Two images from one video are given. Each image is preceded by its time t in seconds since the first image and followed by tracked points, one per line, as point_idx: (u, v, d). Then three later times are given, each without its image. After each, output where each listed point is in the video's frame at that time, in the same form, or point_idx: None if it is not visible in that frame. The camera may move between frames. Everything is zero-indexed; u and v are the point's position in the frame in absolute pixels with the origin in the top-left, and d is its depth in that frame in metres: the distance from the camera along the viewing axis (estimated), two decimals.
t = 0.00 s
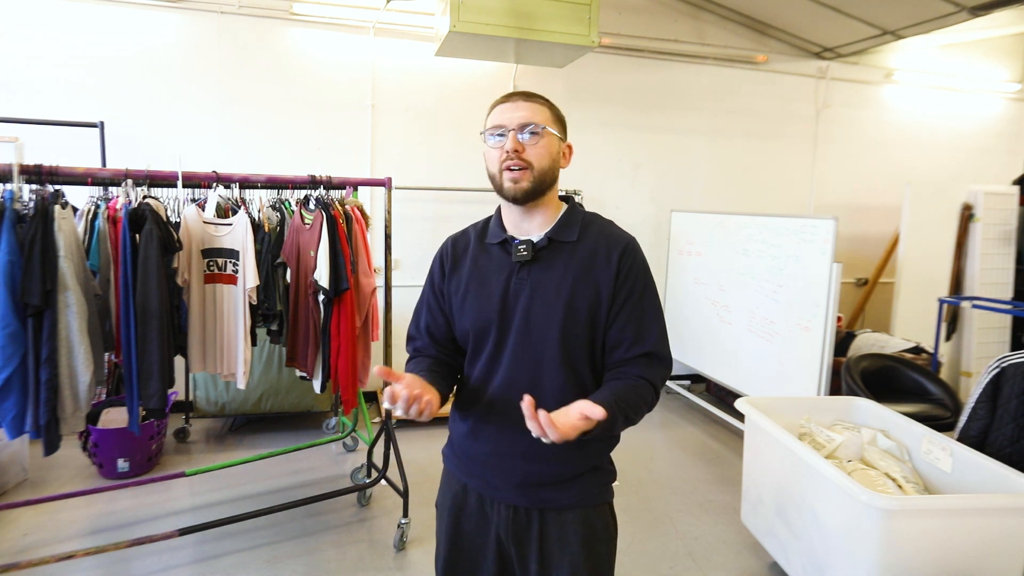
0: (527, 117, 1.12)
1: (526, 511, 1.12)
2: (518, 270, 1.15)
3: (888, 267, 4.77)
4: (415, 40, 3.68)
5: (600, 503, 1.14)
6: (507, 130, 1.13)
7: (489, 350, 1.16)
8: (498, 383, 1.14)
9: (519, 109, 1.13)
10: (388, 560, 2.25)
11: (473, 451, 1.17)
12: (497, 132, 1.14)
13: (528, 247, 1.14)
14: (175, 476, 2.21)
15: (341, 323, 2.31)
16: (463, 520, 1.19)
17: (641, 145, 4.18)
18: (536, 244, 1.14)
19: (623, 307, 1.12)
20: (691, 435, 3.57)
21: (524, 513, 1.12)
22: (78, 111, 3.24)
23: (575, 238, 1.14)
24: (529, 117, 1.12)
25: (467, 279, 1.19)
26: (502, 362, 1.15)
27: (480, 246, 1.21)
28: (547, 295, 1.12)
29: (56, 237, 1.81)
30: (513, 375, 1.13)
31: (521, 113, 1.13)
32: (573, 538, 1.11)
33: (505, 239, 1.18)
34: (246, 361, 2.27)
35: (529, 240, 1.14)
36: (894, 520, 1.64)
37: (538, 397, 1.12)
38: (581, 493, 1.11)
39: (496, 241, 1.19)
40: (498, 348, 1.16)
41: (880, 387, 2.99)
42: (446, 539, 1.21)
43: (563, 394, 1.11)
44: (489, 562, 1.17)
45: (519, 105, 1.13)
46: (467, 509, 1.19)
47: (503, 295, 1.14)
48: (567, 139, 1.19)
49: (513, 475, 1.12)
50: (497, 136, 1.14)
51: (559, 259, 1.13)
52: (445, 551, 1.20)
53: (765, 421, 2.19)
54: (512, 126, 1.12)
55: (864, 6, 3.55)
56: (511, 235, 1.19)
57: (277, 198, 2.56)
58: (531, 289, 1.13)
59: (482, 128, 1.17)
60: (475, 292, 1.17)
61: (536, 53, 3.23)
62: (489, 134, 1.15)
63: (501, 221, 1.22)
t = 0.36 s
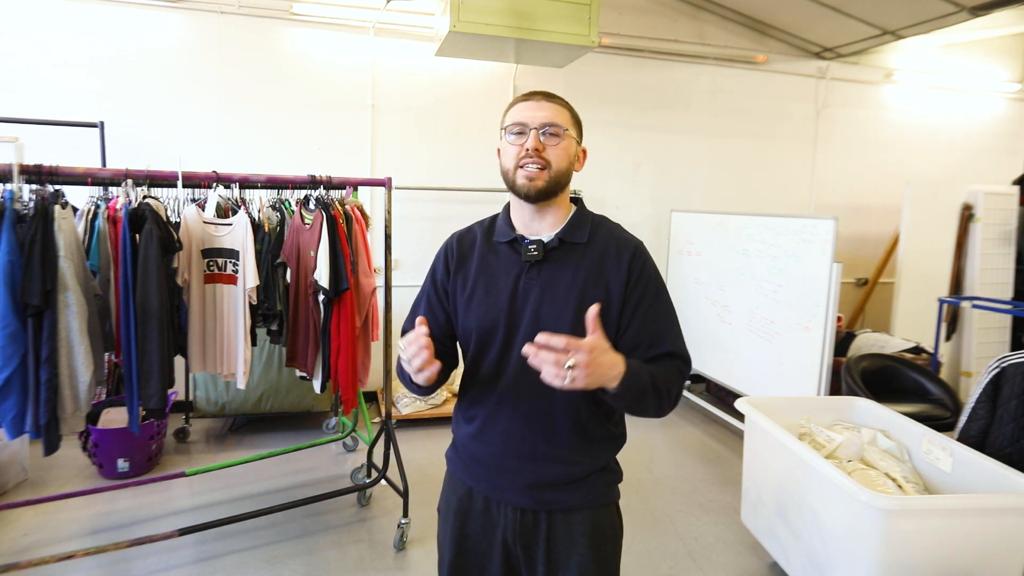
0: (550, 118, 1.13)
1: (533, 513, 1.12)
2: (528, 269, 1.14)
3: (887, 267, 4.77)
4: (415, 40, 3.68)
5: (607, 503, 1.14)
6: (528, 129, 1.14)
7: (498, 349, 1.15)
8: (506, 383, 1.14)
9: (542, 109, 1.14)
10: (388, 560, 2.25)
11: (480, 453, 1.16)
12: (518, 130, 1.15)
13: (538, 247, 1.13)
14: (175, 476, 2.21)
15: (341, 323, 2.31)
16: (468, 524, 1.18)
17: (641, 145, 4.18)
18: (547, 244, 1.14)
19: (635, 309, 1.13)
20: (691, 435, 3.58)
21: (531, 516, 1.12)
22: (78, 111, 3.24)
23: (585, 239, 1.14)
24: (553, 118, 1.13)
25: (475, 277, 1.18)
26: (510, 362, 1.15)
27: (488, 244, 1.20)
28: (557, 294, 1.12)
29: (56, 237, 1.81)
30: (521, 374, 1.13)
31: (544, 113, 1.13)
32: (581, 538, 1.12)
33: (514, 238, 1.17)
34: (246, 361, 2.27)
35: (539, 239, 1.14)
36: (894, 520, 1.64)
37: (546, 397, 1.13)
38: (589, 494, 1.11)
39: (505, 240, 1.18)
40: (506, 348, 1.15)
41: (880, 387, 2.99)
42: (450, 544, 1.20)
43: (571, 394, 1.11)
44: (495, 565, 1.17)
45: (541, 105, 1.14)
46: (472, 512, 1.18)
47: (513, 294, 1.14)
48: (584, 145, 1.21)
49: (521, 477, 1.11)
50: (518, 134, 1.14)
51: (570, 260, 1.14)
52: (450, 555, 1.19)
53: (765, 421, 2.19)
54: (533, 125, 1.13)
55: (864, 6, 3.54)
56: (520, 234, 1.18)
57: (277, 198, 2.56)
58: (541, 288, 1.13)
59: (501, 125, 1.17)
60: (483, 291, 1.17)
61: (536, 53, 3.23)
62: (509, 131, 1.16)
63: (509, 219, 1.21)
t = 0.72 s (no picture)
0: (531, 120, 1.13)
1: (536, 513, 1.12)
2: (526, 270, 1.15)
3: (887, 267, 4.77)
4: (415, 40, 3.68)
5: (610, 506, 1.14)
6: (511, 134, 1.14)
7: (499, 350, 1.15)
8: (507, 384, 1.14)
9: (523, 112, 1.14)
10: (388, 560, 2.25)
11: (484, 454, 1.17)
12: (502, 136, 1.15)
13: (536, 247, 1.14)
14: (174, 476, 2.21)
15: (341, 322, 2.31)
16: (471, 524, 1.19)
17: (641, 145, 4.18)
18: (544, 244, 1.14)
19: (635, 308, 1.11)
20: (691, 435, 3.58)
21: (533, 517, 1.12)
22: (78, 111, 3.24)
23: (582, 239, 1.14)
24: (534, 120, 1.13)
25: (475, 280, 1.19)
26: (511, 363, 1.14)
27: (489, 247, 1.21)
28: (555, 294, 1.12)
29: (56, 237, 1.81)
30: (521, 375, 1.12)
31: (524, 117, 1.13)
32: (584, 539, 1.11)
33: (512, 239, 1.18)
34: (246, 361, 2.27)
35: (536, 240, 1.14)
36: (894, 519, 1.64)
37: (547, 398, 1.12)
38: (592, 495, 1.11)
39: (503, 242, 1.19)
40: (506, 349, 1.15)
41: (879, 386, 2.99)
42: (453, 545, 1.20)
43: (572, 394, 1.10)
44: (497, 567, 1.17)
45: (521, 109, 1.14)
46: (474, 514, 1.18)
47: (511, 295, 1.15)
48: (572, 140, 1.20)
49: (524, 478, 1.12)
50: (503, 140, 1.15)
51: (568, 259, 1.13)
52: (453, 556, 1.19)
53: (764, 421, 2.19)
54: (515, 130, 1.14)
55: (864, 6, 3.54)
56: (518, 236, 1.19)
57: (277, 198, 2.56)
58: (539, 289, 1.13)
59: (487, 133, 1.18)
60: (483, 293, 1.18)
61: (536, 53, 3.23)
62: (494, 139, 1.17)
63: (507, 223, 1.22)
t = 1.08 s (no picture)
0: (520, 123, 1.13)
1: (533, 509, 1.12)
2: (522, 268, 1.15)
3: (887, 267, 4.77)
4: (415, 40, 3.68)
5: (608, 504, 1.13)
6: (502, 138, 1.14)
7: (496, 348, 1.16)
8: (503, 382, 1.15)
9: (512, 116, 1.13)
10: (388, 560, 2.25)
11: (484, 448, 1.17)
12: (493, 140, 1.15)
13: (531, 246, 1.14)
14: (174, 475, 2.21)
15: (341, 322, 2.31)
16: (471, 519, 1.19)
17: (641, 145, 4.18)
18: (539, 243, 1.14)
19: (623, 302, 1.09)
20: (691, 435, 3.58)
21: (531, 513, 1.12)
22: (79, 111, 3.24)
23: (577, 236, 1.13)
24: (523, 122, 1.12)
25: (475, 279, 1.20)
26: (508, 361, 1.15)
27: (489, 247, 1.22)
28: (549, 291, 1.12)
29: (56, 238, 1.81)
30: (517, 372, 1.13)
31: (514, 120, 1.13)
32: (580, 537, 1.11)
33: (511, 239, 1.19)
34: (246, 361, 2.27)
35: (532, 239, 1.14)
36: (894, 520, 1.64)
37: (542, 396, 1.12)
38: (588, 492, 1.10)
39: (503, 242, 1.20)
40: (504, 347, 1.16)
41: (879, 386, 2.99)
42: (454, 539, 1.21)
43: (568, 392, 1.10)
44: (495, 562, 1.17)
45: (510, 113, 1.14)
46: (475, 508, 1.19)
47: (507, 293, 1.15)
48: (565, 138, 1.19)
49: (522, 474, 1.12)
50: (494, 145, 1.15)
51: (563, 257, 1.13)
52: (453, 550, 1.20)
53: (764, 420, 2.19)
54: (506, 134, 1.13)
55: (864, 6, 3.55)
56: (516, 236, 1.19)
57: (277, 198, 2.56)
58: (534, 287, 1.13)
59: (480, 138, 1.19)
60: (482, 291, 1.18)
61: (536, 53, 3.23)
62: (486, 143, 1.17)
63: (508, 224, 1.23)
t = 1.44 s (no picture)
0: (538, 120, 1.13)
1: (531, 509, 1.12)
2: (521, 265, 1.15)
3: (887, 267, 4.77)
4: (415, 40, 3.68)
5: (606, 504, 1.13)
6: (519, 132, 1.14)
7: (496, 344, 1.16)
8: (503, 378, 1.14)
9: (531, 112, 1.14)
10: (388, 560, 2.25)
11: (481, 448, 1.17)
12: (509, 133, 1.15)
13: (531, 242, 1.14)
14: (174, 475, 2.21)
15: (341, 322, 2.31)
16: (470, 518, 1.19)
17: (641, 145, 4.18)
18: (538, 239, 1.15)
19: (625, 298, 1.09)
20: (691, 435, 3.58)
21: (529, 512, 1.12)
22: (78, 111, 3.24)
23: (576, 233, 1.14)
24: (541, 120, 1.13)
25: (473, 276, 1.20)
26: (507, 357, 1.15)
27: (487, 245, 1.22)
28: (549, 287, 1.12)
29: (56, 238, 1.81)
30: (517, 368, 1.12)
31: (532, 116, 1.14)
32: (578, 537, 1.11)
33: (510, 237, 1.19)
34: (246, 361, 2.27)
35: (532, 235, 1.15)
36: (895, 520, 1.64)
37: (543, 391, 1.12)
38: (586, 492, 1.10)
39: (502, 239, 1.20)
40: (503, 344, 1.15)
41: (879, 386, 2.99)
42: (452, 538, 1.21)
43: (569, 388, 1.09)
44: (494, 561, 1.17)
45: (530, 107, 1.14)
46: (474, 507, 1.19)
47: (507, 290, 1.15)
48: (574, 144, 1.20)
49: (520, 473, 1.12)
50: (509, 137, 1.15)
51: (563, 254, 1.13)
52: (452, 550, 1.20)
53: (764, 420, 2.19)
54: (523, 128, 1.13)
55: (864, 6, 3.54)
56: (516, 233, 1.19)
57: (277, 198, 2.56)
58: (534, 283, 1.13)
59: (492, 129, 1.18)
60: (481, 288, 1.18)
61: (536, 53, 3.23)
62: (501, 134, 1.16)
63: (508, 220, 1.22)
